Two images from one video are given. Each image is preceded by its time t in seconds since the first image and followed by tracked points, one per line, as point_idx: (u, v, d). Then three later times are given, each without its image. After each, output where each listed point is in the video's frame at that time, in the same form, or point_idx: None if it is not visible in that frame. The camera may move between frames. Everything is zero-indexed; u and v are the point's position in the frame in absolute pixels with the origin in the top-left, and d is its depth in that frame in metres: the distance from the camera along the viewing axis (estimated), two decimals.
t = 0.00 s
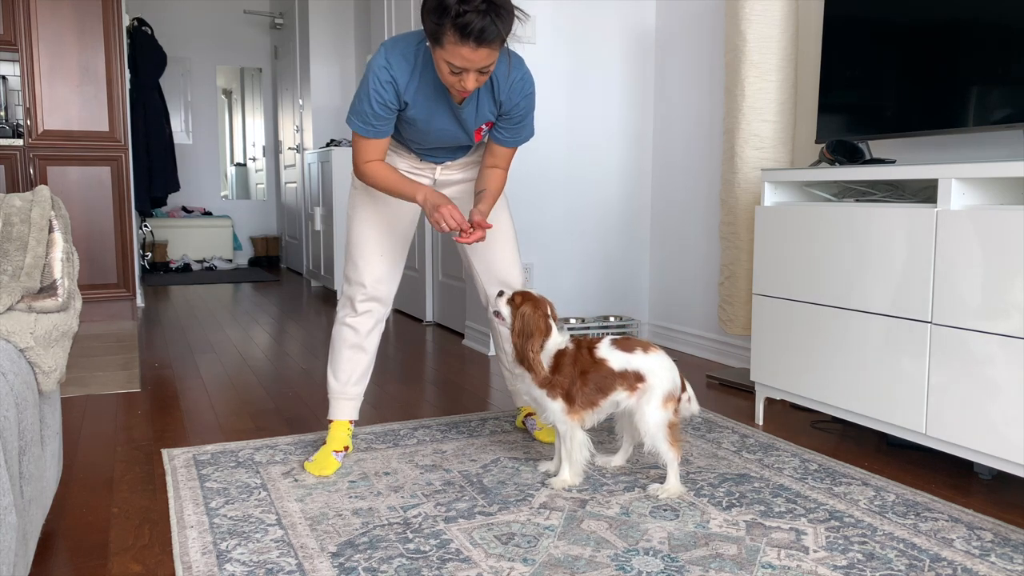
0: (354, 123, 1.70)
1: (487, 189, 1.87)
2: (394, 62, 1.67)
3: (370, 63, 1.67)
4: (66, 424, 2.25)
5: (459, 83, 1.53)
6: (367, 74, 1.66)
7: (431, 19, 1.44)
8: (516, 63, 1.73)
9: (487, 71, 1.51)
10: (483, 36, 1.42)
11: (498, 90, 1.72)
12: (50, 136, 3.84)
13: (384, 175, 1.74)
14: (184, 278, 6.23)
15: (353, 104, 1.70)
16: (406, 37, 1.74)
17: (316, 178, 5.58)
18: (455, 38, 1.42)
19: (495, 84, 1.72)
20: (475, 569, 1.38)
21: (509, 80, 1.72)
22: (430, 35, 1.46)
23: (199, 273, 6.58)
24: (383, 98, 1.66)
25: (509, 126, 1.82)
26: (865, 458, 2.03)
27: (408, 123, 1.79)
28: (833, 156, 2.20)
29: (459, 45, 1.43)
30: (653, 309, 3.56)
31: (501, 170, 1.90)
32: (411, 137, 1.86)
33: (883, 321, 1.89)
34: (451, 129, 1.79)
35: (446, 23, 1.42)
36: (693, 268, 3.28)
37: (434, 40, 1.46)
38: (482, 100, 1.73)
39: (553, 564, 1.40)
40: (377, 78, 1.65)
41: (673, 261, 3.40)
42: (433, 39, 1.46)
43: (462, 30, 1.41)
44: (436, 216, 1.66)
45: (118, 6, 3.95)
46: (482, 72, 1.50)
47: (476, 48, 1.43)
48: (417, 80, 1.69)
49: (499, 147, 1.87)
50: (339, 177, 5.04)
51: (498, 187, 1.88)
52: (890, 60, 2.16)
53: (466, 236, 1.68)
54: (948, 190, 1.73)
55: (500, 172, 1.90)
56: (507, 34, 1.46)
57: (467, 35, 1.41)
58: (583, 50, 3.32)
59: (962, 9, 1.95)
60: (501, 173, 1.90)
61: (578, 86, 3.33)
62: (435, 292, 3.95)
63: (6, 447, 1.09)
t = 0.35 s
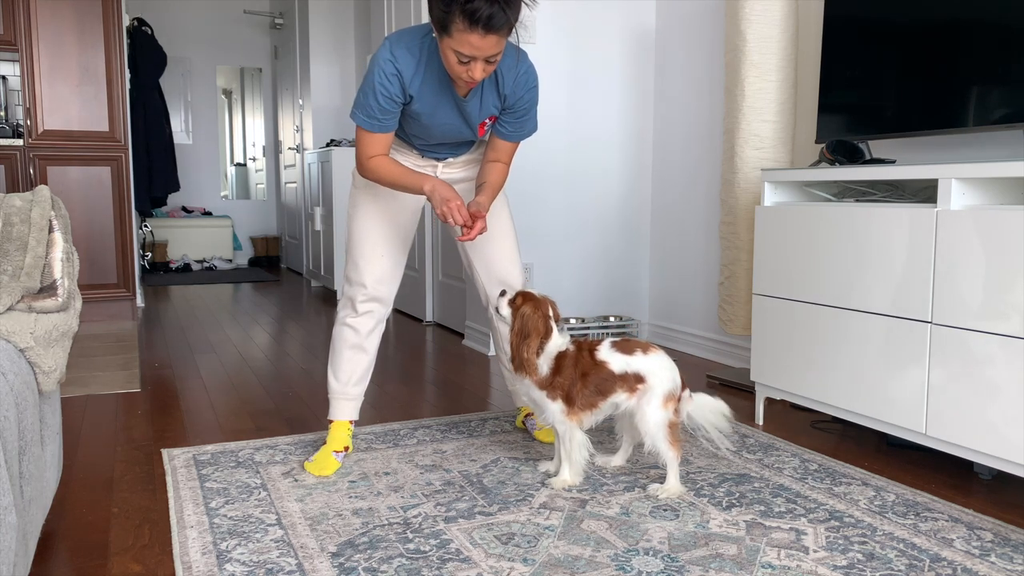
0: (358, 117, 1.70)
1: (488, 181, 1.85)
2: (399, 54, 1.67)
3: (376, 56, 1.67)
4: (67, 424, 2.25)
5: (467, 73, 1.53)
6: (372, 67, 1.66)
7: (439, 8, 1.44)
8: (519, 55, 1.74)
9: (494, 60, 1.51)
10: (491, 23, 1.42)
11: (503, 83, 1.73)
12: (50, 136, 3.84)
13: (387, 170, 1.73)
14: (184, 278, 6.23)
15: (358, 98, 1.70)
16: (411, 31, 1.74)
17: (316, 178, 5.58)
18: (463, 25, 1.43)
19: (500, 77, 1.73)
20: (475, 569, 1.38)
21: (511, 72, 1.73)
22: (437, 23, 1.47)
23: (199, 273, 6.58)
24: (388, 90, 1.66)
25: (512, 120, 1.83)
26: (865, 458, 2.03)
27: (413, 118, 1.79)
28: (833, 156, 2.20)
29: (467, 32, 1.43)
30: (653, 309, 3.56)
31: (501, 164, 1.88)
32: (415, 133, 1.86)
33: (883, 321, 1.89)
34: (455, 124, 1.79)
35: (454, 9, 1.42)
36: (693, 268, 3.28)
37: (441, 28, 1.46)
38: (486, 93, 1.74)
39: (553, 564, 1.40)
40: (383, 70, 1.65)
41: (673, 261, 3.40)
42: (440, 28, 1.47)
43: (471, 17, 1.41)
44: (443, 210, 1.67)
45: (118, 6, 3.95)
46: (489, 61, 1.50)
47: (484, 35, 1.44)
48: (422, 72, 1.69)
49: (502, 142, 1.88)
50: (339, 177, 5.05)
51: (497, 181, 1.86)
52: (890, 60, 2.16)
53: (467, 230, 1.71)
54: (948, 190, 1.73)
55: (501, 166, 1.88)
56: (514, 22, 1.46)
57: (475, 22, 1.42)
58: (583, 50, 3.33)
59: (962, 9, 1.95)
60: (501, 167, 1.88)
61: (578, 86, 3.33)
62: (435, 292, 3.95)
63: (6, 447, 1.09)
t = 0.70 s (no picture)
0: (359, 118, 1.70)
1: (494, 179, 1.87)
2: (400, 56, 1.67)
3: (376, 58, 1.67)
4: (67, 423, 2.25)
5: (468, 75, 1.53)
6: (372, 70, 1.66)
7: (439, 9, 1.44)
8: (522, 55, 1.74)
9: (495, 61, 1.51)
10: (492, 24, 1.42)
11: (504, 83, 1.74)
12: (50, 135, 3.84)
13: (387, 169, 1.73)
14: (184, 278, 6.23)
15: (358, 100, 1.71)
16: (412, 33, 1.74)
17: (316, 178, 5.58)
18: (463, 26, 1.43)
19: (501, 78, 1.73)
20: (475, 569, 1.38)
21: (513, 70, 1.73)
22: (438, 25, 1.47)
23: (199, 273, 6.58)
24: (389, 92, 1.66)
25: (515, 120, 1.83)
26: (865, 458, 2.03)
27: (414, 119, 1.79)
28: (833, 156, 2.20)
29: (468, 34, 1.43)
30: (653, 309, 3.56)
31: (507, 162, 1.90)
32: (416, 134, 1.86)
33: (882, 321, 1.89)
34: (457, 124, 1.79)
35: (455, 11, 1.42)
36: (694, 268, 3.28)
37: (442, 29, 1.46)
38: (488, 94, 1.74)
39: (553, 564, 1.40)
40: (384, 72, 1.65)
41: (673, 261, 3.40)
42: (441, 29, 1.47)
43: (471, 18, 1.41)
44: (440, 207, 1.66)
45: (118, 5, 3.95)
46: (490, 62, 1.50)
47: (484, 36, 1.44)
48: (423, 73, 1.69)
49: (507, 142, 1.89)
50: (339, 176, 5.05)
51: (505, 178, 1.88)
52: (890, 60, 2.16)
53: (475, 222, 1.71)
54: (948, 190, 1.73)
55: (508, 164, 1.90)
56: (515, 23, 1.46)
57: (475, 23, 1.42)
58: (583, 50, 3.33)
59: (962, 9, 1.95)
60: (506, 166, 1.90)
61: (578, 86, 3.33)
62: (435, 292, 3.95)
63: (6, 447, 1.09)
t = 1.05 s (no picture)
0: (353, 122, 1.72)
1: (499, 182, 1.90)
2: (396, 59, 1.67)
3: (372, 62, 1.67)
4: (67, 423, 2.25)
5: (460, 76, 1.53)
6: (368, 73, 1.66)
7: (429, 10, 1.44)
8: (516, 53, 1.73)
9: (486, 62, 1.51)
10: (481, 24, 1.42)
11: (501, 82, 1.73)
12: (50, 135, 3.84)
13: (373, 172, 1.77)
14: (184, 277, 6.23)
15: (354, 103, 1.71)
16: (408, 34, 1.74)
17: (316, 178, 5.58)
18: (453, 27, 1.42)
19: (497, 77, 1.72)
20: (475, 569, 1.38)
21: (508, 69, 1.72)
22: (428, 26, 1.47)
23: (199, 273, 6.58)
24: (384, 95, 1.66)
25: (516, 120, 1.83)
26: (865, 458, 2.03)
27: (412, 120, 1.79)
28: (833, 156, 2.20)
29: (457, 34, 1.43)
30: (653, 309, 3.56)
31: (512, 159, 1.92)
32: (416, 134, 1.85)
33: (882, 321, 1.89)
34: (455, 124, 1.79)
35: (444, 12, 1.42)
36: (694, 267, 3.28)
37: (432, 30, 1.46)
38: (486, 93, 1.73)
39: (553, 564, 1.40)
40: (378, 77, 1.65)
41: (673, 261, 3.40)
42: (431, 30, 1.47)
43: (461, 19, 1.41)
44: (414, 224, 1.72)
45: (118, 5, 3.95)
46: (481, 63, 1.50)
47: (474, 37, 1.43)
48: (417, 76, 1.69)
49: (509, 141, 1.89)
50: (340, 176, 5.05)
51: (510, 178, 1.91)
52: (890, 60, 2.16)
53: (476, 235, 1.80)
54: (948, 190, 1.73)
55: (513, 160, 1.92)
56: (505, 24, 1.46)
57: (464, 24, 1.42)
58: (583, 50, 3.33)
59: (962, 9, 1.95)
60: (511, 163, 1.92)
61: (579, 86, 3.33)
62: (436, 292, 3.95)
63: (6, 447, 1.09)
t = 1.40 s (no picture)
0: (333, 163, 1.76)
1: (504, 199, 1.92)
2: (369, 97, 1.67)
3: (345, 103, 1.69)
4: (67, 423, 2.26)
5: (427, 106, 1.53)
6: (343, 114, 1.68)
7: (394, 44, 1.44)
8: (489, 69, 1.71)
9: (453, 94, 1.51)
10: (446, 59, 1.42)
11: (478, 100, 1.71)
12: (50, 135, 3.84)
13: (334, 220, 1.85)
14: (184, 277, 6.23)
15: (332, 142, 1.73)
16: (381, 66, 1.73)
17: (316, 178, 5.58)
18: (418, 61, 1.42)
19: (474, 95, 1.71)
20: (475, 569, 1.38)
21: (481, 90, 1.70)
22: (394, 60, 1.46)
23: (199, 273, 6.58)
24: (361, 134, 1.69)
25: (503, 133, 1.81)
26: (865, 458, 2.03)
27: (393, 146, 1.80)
28: (833, 156, 2.20)
29: (423, 69, 1.43)
30: (653, 309, 3.56)
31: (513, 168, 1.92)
32: (407, 157, 1.86)
33: (883, 321, 1.89)
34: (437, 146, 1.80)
35: (407, 48, 1.42)
36: (694, 267, 3.28)
37: (398, 64, 1.46)
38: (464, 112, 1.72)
39: (553, 564, 1.40)
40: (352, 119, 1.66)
41: (673, 261, 3.40)
42: (397, 63, 1.47)
43: (425, 55, 1.41)
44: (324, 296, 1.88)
45: (118, 6, 3.95)
46: (447, 95, 1.50)
47: (439, 71, 1.43)
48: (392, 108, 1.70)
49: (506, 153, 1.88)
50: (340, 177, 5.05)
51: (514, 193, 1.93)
52: (889, 61, 2.16)
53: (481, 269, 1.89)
54: (948, 190, 1.73)
55: (516, 172, 1.92)
56: (470, 56, 1.46)
57: (430, 59, 1.41)
58: (582, 50, 3.33)
59: (962, 9, 1.95)
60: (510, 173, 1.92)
61: (579, 86, 3.33)
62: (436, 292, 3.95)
63: (6, 447, 1.09)
